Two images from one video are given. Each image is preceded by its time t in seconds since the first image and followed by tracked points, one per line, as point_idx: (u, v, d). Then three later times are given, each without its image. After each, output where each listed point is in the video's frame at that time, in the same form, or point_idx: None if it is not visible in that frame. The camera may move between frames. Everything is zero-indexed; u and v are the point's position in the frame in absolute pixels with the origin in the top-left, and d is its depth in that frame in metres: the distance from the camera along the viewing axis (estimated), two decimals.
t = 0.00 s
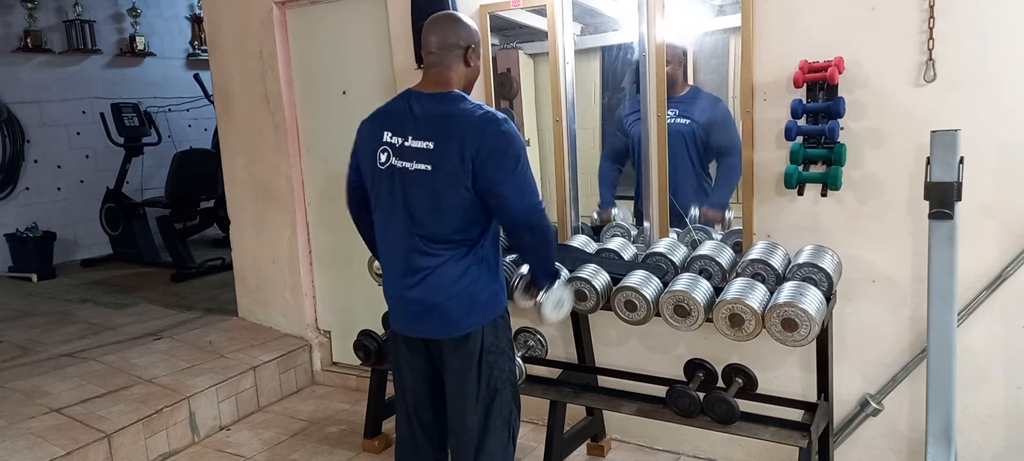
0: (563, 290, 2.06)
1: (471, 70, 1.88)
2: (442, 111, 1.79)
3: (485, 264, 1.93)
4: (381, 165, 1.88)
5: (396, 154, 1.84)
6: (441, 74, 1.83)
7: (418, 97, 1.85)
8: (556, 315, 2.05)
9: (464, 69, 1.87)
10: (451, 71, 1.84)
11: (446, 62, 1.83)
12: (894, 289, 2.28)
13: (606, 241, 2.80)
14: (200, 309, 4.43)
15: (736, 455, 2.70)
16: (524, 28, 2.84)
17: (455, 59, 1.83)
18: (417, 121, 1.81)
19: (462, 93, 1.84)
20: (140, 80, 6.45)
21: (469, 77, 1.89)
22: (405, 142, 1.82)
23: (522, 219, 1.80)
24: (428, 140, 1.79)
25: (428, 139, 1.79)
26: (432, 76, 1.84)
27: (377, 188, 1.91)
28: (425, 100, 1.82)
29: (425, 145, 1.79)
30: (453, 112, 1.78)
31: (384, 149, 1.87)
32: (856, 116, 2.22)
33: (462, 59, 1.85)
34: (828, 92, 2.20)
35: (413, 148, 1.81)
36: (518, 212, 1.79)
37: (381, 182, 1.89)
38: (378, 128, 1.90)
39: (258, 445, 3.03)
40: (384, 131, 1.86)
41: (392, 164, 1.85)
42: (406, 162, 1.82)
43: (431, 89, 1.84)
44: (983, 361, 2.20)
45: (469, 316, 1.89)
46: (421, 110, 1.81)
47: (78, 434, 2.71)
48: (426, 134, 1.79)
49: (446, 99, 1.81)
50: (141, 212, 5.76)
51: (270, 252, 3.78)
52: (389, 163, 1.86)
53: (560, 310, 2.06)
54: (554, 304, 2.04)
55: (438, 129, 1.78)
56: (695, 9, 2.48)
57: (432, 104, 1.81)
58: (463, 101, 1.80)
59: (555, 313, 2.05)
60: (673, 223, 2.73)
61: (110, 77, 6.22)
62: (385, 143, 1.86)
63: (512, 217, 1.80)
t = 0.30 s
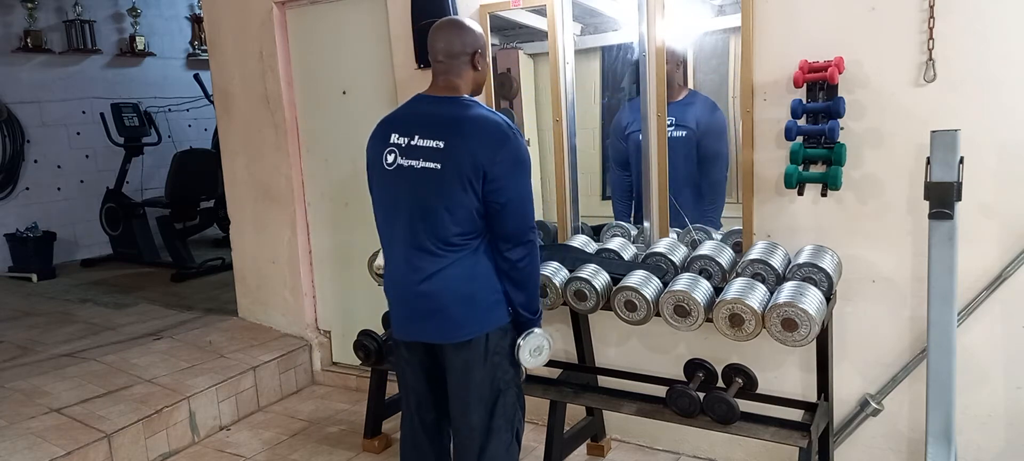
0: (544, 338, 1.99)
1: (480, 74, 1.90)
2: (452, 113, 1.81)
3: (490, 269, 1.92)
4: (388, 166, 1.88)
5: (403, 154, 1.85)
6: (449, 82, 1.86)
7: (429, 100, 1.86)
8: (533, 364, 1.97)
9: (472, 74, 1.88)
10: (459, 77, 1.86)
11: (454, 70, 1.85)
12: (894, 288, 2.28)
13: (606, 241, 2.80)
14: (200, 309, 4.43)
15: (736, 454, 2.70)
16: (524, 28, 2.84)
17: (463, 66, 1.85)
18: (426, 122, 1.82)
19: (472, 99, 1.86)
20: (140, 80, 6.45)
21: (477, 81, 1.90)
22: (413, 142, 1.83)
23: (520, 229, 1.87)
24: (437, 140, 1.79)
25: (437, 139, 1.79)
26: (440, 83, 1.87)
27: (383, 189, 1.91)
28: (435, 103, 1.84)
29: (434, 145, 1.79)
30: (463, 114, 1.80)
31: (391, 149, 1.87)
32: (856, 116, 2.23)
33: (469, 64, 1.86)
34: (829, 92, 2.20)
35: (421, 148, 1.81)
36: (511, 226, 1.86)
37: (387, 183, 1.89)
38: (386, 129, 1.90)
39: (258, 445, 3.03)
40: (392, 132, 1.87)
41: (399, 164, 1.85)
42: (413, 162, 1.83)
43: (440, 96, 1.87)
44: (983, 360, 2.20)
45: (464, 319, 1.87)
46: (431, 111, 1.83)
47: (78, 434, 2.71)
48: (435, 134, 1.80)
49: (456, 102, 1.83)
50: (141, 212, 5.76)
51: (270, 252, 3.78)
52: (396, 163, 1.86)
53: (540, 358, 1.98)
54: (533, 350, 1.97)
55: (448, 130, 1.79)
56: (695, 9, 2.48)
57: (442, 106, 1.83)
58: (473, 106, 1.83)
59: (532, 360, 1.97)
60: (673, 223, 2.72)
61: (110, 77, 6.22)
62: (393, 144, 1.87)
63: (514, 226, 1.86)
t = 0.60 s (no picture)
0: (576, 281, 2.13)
1: (470, 66, 1.86)
2: (448, 110, 1.79)
3: (492, 264, 1.93)
4: (388, 166, 1.87)
5: (401, 154, 1.84)
6: (442, 77, 1.81)
7: (422, 96, 1.84)
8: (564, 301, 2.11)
9: (462, 68, 1.85)
10: (450, 71, 1.82)
11: (445, 64, 1.81)
12: (894, 288, 2.28)
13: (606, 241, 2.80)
14: (200, 309, 4.43)
15: (736, 455, 2.70)
16: (524, 28, 2.84)
17: (453, 59, 1.81)
18: (422, 121, 1.81)
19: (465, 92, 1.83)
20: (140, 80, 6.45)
21: (468, 74, 1.87)
22: (410, 142, 1.82)
23: (535, 210, 1.80)
24: (433, 139, 1.79)
25: (435, 138, 1.79)
26: (433, 79, 1.83)
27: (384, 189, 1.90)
28: (430, 99, 1.82)
29: (433, 145, 1.79)
30: (459, 110, 1.78)
31: (389, 150, 1.86)
32: (856, 116, 2.23)
33: (460, 58, 1.83)
34: (829, 92, 2.20)
35: (420, 148, 1.80)
36: (524, 208, 1.80)
37: (388, 183, 1.89)
38: (381, 128, 1.88)
39: (258, 445, 3.03)
40: (388, 132, 1.85)
41: (398, 164, 1.85)
42: (413, 162, 1.82)
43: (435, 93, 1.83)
44: (983, 360, 2.20)
45: (472, 316, 1.89)
46: (426, 108, 1.81)
47: (78, 434, 2.71)
48: (432, 133, 1.79)
49: (450, 97, 1.81)
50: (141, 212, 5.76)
51: (270, 251, 3.78)
52: (395, 163, 1.85)
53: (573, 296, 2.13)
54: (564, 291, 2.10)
55: (446, 128, 1.78)
56: (695, 10, 2.49)
57: (437, 102, 1.81)
58: (468, 99, 1.80)
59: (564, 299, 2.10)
60: (674, 223, 2.72)
61: (110, 77, 6.22)
62: (389, 144, 1.85)
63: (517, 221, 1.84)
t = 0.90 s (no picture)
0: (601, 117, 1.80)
1: (460, 70, 1.86)
2: (433, 104, 1.72)
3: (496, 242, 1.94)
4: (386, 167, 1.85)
5: (396, 156, 1.80)
6: (429, 70, 1.81)
7: (408, 96, 1.78)
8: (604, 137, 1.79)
9: (453, 68, 1.85)
10: (439, 68, 1.82)
11: (434, 59, 1.81)
12: (894, 288, 2.28)
13: (605, 241, 2.80)
14: (200, 309, 4.43)
15: (736, 455, 2.70)
16: (524, 28, 2.84)
17: (444, 57, 1.82)
18: (409, 120, 1.75)
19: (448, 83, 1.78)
20: (140, 80, 6.45)
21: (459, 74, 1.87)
22: (401, 145, 1.78)
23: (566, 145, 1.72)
24: (423, 141, 1.75)
25: (425, 138, 1.74)
26: (420, 72, 1.82)
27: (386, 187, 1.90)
28: (415, 98, 1.76)
29: (424, 145, 1.75)
30: (444, 102, 1.72)
31: (382, 151, 1.83)
32: (856, 116, 2.23)
33: (451, 57, 1.83)
34: (828, 92, 2.20)
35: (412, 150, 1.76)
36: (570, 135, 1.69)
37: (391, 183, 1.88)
38: (369, 133, 1.83)
39: (259, 445, 3.03)
40: (376, 135, 1.80)
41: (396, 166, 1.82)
42: (409, 163, 1.80)
43: (418, 84, 1.81)
44: (983, 360, 2.20)
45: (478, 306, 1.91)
46: (412, 108, 1.75)
47: (78, 434, 2.71)
48: (421, 133, 1.74)
49: (435, 90, 1.75)
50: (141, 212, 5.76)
51: (270, 251, 3.78)
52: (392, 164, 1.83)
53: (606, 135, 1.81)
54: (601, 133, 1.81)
55: (435, 125, 1.72)
56: (695, 10, 2.49)
57: (421, 99, 1.74)
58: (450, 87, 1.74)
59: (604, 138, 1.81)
60: (673, 223, 2.73)
61: (110, 77, 6.22)
62: (381, 147, 1.81)
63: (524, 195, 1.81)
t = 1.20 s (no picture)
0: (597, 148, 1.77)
1: (463, 71, 1.87)
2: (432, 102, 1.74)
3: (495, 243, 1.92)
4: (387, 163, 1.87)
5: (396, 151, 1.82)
6: (433, 72, 1.82)
7: (409, 95, 1.81)
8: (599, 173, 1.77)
9: (456, 69, 1.85)
10: (443, 69, 1.83)
11: (439, 60, 1.81)
12: (894, 288, 2.28)
13: (605, 241, 2.81)
14: (200, 309, 4.43)
15: (736, 455, 2.70)
16: (524, 28, 2.84)
17: (448, 58, 1.82)
18: (410, 117, 1.77)
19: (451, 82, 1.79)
20: (140, 80, 6.45)
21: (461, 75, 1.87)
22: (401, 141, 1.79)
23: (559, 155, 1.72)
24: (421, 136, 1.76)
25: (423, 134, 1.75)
26: (424, 73, 1.83)
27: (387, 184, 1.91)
28: (417, 96, 1.78)
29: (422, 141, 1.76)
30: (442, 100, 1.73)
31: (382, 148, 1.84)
32: (856, 116, 2.23)
33: (454, 58, 1.83)
34: (828, 92, 2.20)
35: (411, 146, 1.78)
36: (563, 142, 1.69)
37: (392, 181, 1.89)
38: (370, 130, 1.85)
39: (258, 445, 3.03)
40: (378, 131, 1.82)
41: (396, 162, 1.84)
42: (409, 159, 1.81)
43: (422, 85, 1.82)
44: (983, 361, 2.20)
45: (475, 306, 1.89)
46: (413, 105, 1.77)
47: (78, 434, 2.71)
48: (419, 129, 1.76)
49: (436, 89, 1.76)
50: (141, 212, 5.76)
51: (270, 251, 3.78)
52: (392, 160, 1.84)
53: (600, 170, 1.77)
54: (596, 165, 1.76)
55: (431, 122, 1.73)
56: (695, 9, 2.49)
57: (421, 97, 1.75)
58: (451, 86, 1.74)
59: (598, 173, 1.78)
60: (673, 223, 2.73)
61: (110, 77, 6.22)
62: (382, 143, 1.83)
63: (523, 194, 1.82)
